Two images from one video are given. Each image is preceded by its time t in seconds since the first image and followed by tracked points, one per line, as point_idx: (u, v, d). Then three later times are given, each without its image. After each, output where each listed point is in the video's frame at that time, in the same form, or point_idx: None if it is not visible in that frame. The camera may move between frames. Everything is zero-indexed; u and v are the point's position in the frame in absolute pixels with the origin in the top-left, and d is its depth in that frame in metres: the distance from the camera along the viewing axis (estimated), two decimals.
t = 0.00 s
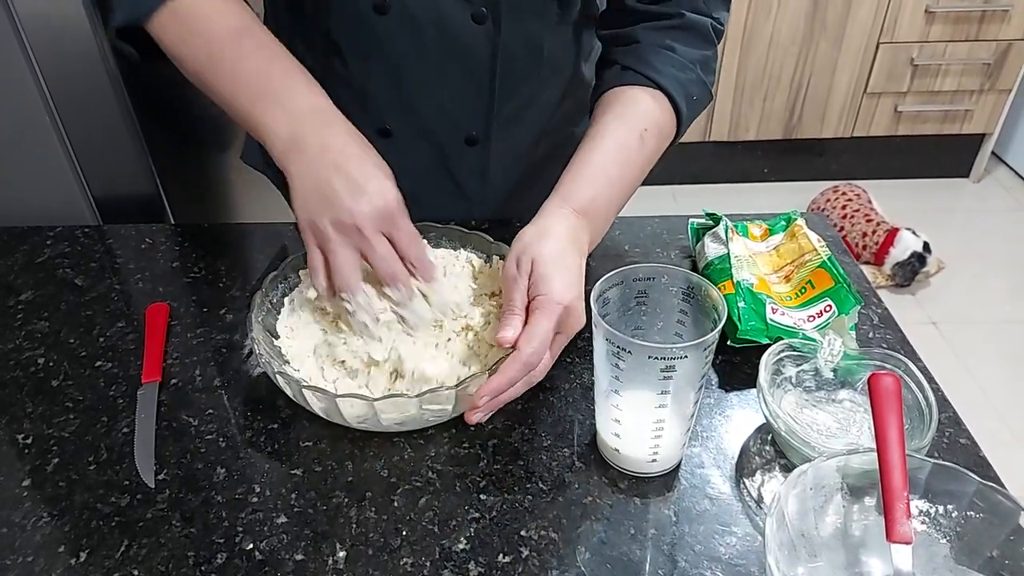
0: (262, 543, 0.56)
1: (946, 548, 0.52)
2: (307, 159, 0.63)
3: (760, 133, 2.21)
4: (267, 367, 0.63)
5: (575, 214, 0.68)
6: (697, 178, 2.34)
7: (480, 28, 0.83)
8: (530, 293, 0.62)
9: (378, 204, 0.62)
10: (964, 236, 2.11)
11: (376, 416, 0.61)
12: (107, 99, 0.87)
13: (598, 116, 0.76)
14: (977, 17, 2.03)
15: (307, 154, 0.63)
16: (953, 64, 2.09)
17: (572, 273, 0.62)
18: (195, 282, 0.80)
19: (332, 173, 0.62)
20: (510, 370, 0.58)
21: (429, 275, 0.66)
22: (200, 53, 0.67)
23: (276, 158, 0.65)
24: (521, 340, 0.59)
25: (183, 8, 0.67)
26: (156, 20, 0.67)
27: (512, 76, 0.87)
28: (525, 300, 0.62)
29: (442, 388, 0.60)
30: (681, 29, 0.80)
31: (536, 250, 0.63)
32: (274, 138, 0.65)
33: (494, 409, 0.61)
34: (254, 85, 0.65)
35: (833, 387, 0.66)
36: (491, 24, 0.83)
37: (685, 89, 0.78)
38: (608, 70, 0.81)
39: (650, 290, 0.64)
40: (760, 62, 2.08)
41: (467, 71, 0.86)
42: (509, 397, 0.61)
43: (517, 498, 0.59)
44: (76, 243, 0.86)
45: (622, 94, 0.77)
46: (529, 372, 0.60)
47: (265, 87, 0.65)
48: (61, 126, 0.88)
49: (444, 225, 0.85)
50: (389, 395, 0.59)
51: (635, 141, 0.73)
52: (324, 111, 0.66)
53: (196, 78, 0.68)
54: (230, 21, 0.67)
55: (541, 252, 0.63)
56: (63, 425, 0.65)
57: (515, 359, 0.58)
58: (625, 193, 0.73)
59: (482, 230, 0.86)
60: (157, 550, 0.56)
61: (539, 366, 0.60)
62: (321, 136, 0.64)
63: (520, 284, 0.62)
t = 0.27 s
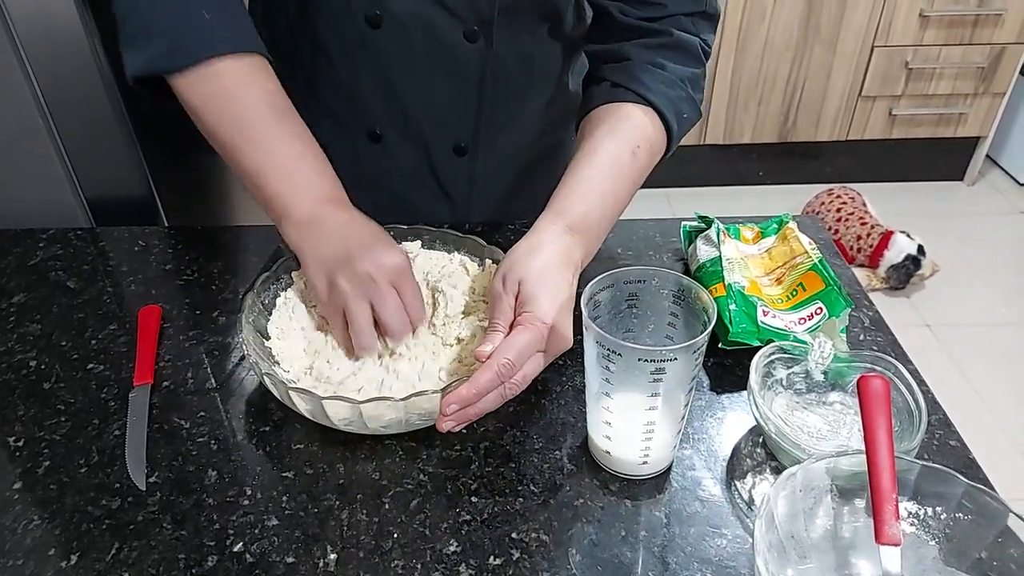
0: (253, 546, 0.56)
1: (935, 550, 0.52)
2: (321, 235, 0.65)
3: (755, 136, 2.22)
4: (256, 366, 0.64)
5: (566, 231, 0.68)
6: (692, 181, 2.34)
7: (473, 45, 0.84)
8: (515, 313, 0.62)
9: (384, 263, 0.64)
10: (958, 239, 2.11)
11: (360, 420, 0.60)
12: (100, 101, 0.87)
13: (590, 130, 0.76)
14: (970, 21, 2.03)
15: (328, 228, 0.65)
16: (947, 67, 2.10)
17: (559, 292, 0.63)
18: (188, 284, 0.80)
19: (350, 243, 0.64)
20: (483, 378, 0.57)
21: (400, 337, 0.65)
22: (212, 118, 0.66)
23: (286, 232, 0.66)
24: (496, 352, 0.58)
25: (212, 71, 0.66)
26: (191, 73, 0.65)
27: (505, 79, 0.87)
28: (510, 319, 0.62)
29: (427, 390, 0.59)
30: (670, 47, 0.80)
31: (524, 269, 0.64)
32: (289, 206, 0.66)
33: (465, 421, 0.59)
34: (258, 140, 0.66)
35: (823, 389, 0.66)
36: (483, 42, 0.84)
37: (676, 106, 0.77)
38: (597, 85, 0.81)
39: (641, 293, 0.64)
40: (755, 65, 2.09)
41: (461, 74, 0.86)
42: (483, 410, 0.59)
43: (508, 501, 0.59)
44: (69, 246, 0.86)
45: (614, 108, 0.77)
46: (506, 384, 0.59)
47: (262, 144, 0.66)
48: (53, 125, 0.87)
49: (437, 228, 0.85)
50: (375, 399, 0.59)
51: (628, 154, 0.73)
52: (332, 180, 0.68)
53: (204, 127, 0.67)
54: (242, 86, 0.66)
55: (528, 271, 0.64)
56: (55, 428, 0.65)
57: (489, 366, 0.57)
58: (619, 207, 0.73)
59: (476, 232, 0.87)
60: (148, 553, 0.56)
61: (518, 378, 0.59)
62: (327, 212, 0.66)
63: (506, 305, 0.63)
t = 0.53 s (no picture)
0: (249, 546, 0.56)
1: (928, 551, 0.53)
2: (335, 216, 0.62)
3: (753, 139, 2.22)
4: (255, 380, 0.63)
5: (548, 211, 0.69)
6: (691, 184, 2.35)
7: (473, 34, 0.83)
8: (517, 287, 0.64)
9: (383, 261, 0.61)
10: (956, 242, 2.12)
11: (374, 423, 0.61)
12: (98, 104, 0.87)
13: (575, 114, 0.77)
14: (967, 25, 2.04)
15: (333, 216, 0.62)
16: (944, 71, 2.11)
17: (555, 260, 0.65)
18: (186, 286, 0.81)
19: (349, 236, 0.61)
20: (514, 353, 0.60)
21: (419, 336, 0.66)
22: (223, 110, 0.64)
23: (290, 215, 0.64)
24: (520, 328, 0.61)
25: (217, 59, 0.64)
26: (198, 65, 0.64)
27: (502, 81, 0.88)
28: (516, 292, 0.64)
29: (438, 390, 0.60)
30: (656, 29, 0.81)
31: (518, 248, 0.65)
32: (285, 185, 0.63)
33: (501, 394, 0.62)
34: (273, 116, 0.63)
35: (818, 391, 0.67)
36: (483, 31, 0.84)
37: (660, 89, 0.78)
38: (584, 68, 0.82)
39: (635, 295, 0.64)
40: (753, 69, 2.09)
41: (458, 76, 0.86)
42: (515, 384, 0.62)
43: (504, 501, 0.59)
44: (67, 248, 0.86)
45: (599, 91, 0.78)
46: (531, 354, 0.62)
47: (298, 152, 0.63)
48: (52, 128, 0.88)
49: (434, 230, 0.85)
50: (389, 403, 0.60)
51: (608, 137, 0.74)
52: (345, 169, 0.65)
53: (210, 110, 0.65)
54: (244, 65, 0.64)
55: (523, 248, 0.65)
56: (52, 429, 0.65)
57: (518, 344, 0.60)
58: (595, 187, 0.74)
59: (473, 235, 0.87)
60: (144, 553, 0.56)
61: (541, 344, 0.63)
62: (343, 199, 0.62)
63: (506, 279, 0.65)
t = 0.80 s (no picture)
0: (253, 545, 0.57)
1: (927, 553, 0.53)
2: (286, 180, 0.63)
3: (757, 143, 2.23)
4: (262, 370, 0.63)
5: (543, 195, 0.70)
6: (695, 188, 2.35)
7: (466, 38, 0.84)
8: (517, 262, 0.64)
9: (316, 211, 0.61)
10: (961, 247, 2.12)
11: (386, 409, 0.62)
12: (105, 107, 0.88)
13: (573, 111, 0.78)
14: (972, 30, 2.04)
15: (263, 166, 0.64)
16: (949, 76, 2.11)
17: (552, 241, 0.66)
18: (191, 287, 0.81)
19: (287, 188, 0.63)
20: (519, 334, 0.60)
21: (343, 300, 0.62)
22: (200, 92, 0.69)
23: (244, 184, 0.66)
24: (524, 308, 0.61)
25: (179, 40, 0.70)
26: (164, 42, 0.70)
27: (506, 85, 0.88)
28: (513, 266, 0.64)
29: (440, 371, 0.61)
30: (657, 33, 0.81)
31: (515, 223, 0.66)
32: (255, 136, 0.66)
33: (504, 375, 0.63)
34: (245, 106, 0.67)
35: (818, 394, 0.67)
36: (475, 34, 0.84)
37: (656, 92, 0.78)
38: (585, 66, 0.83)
39: (636, 298, 0.65)
40: (757, 74, 2.10)
41: (461, 80, 0.87)
42: (517, 365, 0.63)
43: (505, 502, 0.60)
44: (74, 249, 0.87)
45: (598, 87, 0.78)
46: (534, 336, 0.62)
47: (248, 119, 0.67)
48: (59, 131, 0.89)
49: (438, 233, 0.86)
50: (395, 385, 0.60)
51: (605, 132, 0.75)
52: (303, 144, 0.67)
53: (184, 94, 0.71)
54: (223, 52, 0.69)
55: (522, 224, 0.66)
56: (59, 427, 0.66)
57: (524, 323, 0.60)
58: (591, 179, 0.75)
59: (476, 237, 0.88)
60: (149, 551, 0.56)
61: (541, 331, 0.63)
62: (279, 151, 0.65)
63: (506, 254, 0.65)
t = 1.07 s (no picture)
0: (258, 544, 0.57)
1: (928, 555, 0.53)
2: (357, 260, 0.63)
3: (761, 148, 2.23)
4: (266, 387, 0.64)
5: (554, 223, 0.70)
6: (698, 192, 2.35)
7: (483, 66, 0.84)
8: (519, 297, 0.64)
9: (410, 301, 0.62)
10: (964, 253, 2.12)
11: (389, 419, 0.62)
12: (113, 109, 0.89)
13: (583, 132, 0.78)
14: (976, 35, 2.05)
15: (352, 259, 0.63)
16: (953, 81, 2.11)
17: (558, 277, 0.65)
18: (197, 289, 0.82)
19: (360, 286, 0.62)
20: (498, 361, 0.59)
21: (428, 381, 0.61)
22: (284, 187, 0.66)
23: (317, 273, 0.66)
24: (511, 336, 0.60)
25: (240, 120, 0.68)
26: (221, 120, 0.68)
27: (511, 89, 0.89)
28: (516, 300, 0.64)
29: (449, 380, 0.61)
30: (664, 49, 0.82)
31: (524, 255, 0.66)
32: (317, 234, 0.65)
33: (485, 404, 0.60)
34: (316, 199, 0.66)
35: (820, 397, 0.68)
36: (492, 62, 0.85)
37: (667, 108, 0.79)
38: (592, 86, 0.83)
39: (639, 301, 0.65)
40: (761, 78, 2.10)
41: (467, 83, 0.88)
42: (501, 393, 0.61)
43: (508, 503, 0.60)
44: (81, 250, 0.88)
45: (609, 108, 0.79)
46: (519, 364, 0.61)
47: (315, 211, 0.65)
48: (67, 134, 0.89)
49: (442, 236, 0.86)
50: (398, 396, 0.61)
51: (617, 154, 0.75)
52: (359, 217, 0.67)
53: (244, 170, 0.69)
54: (286, 134, 0.67)
55: (528, 256, 0.66)
56: (66, 427, 0.66)
57: (505, 349, 0.59)
58: (602, 207, 0.75)
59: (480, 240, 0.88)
60: (155, 549, 0.57)
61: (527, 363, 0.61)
62: (350, 252, 0.64)
63: (510, 289, 0.64)
